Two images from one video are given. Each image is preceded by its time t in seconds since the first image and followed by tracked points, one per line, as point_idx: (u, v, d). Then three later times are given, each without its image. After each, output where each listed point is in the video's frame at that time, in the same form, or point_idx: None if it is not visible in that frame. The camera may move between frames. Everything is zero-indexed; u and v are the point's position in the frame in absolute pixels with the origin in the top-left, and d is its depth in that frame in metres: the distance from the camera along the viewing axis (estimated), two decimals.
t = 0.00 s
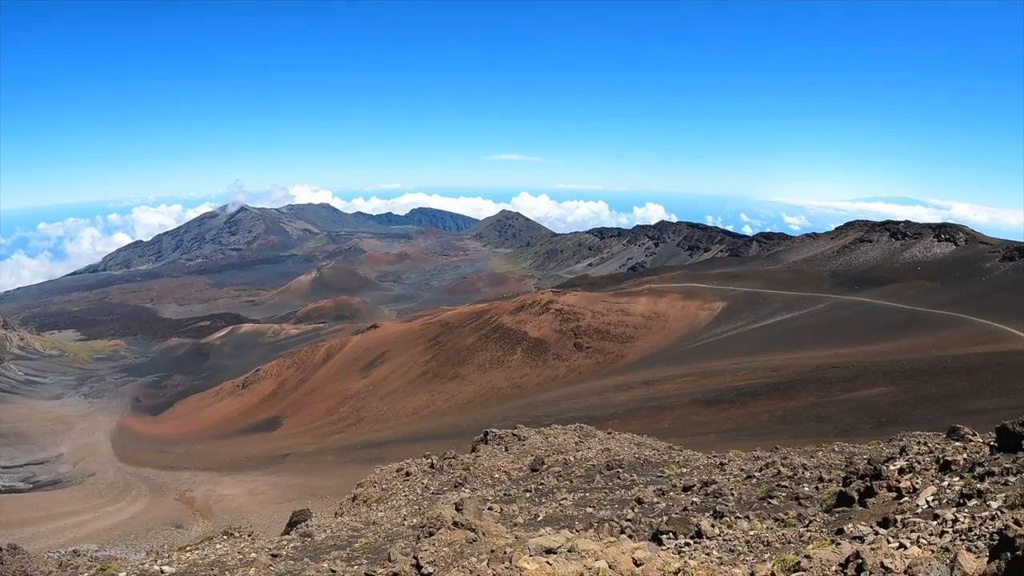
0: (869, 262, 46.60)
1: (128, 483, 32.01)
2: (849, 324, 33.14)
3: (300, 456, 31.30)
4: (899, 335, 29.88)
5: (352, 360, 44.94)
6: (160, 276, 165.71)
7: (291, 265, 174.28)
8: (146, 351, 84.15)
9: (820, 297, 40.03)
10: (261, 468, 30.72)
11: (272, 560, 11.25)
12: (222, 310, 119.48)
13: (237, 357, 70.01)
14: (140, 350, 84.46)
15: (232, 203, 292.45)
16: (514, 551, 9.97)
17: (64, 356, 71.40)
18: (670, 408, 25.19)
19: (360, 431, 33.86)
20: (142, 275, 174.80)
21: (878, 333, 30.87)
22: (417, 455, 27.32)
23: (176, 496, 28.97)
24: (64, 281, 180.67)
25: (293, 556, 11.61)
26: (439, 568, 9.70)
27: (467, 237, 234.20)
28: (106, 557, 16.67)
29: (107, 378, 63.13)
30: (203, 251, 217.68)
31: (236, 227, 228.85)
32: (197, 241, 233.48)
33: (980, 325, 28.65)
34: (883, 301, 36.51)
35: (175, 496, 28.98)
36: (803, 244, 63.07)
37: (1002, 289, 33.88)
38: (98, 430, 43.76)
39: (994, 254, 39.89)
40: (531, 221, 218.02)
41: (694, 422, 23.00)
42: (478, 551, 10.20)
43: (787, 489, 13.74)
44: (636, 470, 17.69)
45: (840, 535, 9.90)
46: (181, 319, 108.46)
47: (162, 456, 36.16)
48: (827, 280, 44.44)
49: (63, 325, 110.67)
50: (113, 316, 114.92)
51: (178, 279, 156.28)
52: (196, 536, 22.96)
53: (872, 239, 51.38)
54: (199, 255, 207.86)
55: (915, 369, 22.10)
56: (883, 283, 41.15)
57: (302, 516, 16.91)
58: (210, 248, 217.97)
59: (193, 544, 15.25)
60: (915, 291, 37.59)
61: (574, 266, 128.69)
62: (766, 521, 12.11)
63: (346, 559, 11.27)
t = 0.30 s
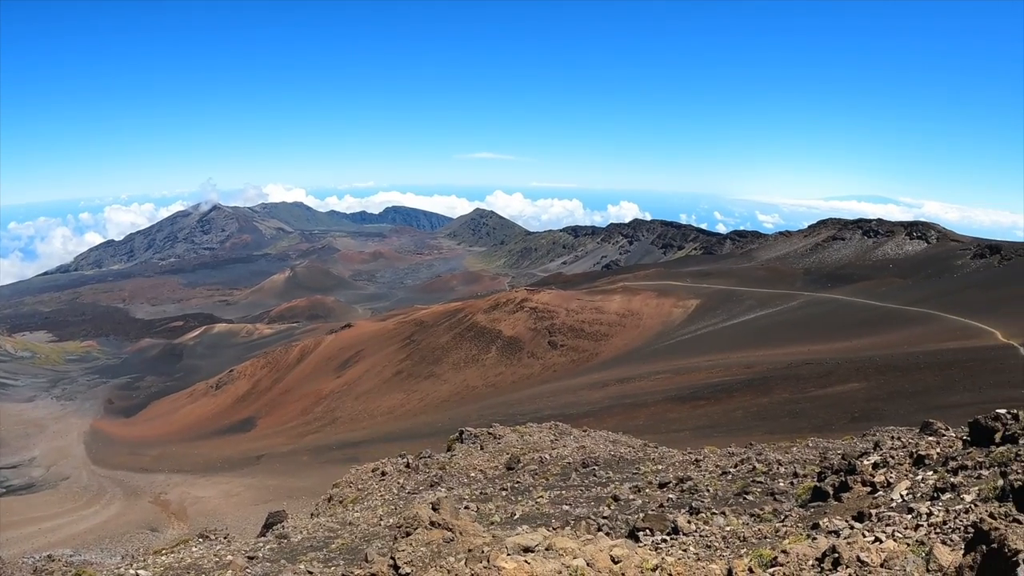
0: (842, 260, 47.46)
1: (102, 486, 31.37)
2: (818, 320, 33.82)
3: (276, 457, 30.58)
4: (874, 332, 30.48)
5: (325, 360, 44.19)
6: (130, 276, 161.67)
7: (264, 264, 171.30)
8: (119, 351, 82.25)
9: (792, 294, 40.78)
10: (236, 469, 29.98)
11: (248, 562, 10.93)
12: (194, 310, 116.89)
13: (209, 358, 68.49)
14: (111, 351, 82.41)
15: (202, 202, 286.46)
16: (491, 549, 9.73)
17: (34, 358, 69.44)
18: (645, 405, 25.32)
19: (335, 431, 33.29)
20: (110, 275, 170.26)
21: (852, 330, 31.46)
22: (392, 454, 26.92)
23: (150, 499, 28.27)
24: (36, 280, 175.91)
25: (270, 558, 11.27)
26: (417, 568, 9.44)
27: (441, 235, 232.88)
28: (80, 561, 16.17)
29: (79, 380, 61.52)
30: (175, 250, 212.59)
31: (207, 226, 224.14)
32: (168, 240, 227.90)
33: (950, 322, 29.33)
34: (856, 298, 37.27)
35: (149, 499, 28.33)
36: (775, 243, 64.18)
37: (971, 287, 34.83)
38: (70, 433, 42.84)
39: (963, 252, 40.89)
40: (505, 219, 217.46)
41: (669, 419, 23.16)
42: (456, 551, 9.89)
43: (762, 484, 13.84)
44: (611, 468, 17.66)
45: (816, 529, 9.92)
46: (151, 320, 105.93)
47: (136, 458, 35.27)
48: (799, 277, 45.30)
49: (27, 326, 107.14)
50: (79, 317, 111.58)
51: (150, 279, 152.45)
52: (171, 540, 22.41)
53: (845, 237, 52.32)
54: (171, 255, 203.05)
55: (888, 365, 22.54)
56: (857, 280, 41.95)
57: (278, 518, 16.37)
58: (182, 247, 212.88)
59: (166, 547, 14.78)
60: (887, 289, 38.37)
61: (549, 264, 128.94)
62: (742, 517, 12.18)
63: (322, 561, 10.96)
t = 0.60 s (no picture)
0: (823, 259, 48.14)
1: (82, 489, 30.84)
2: (796, 319, 34.28)
3: (257, 457, 30.02)
4: (854, 330, 30.93)
5: (305, 360, 43.59)
6: (107, 276, 158.69)
7: (244, 263, 169.07)
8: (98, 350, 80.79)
9: (771, 293, 41.30)
10: (217, 470, 29.43)
11: (230, 564, 10.70)
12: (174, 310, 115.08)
13: (188, 358, 67.36)
14: (88, 351, 80.90)
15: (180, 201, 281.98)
16: (474, 549, 9.54)
17: (9, 359, 67.99)
18: (625, 404, 25.38)
19: (316, 431, 32.84)
20: (86, 275, 166.92)
21: (832, 328, 31.90)
22: (372, 455, 26.60)
23: (131, 501, 27.82)
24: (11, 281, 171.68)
25: (252, 560, 11.06)
26: (399, 568, 9.26)
27: (422, 234, 231.73)
28: (60, 564, 15.84)
29: (57, 382, 60.41)
30: (155, 250, 208.75)
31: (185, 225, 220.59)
32: (147, 240, 223.45)
33: (930, 320, 29.89)
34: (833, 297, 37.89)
35: (130, 501, 27.83)
36: (756, 242, 64.91)
37: (949, 286, 35.58)
38: (48, 435, 42.30)
39: (942, 251, 41.67)
40: (485, 219, 217.07)
41: (649, 418, 23.25)
42: (438, 551, 9.66)
43: (744, 482, 13.89)
44: (593, 466, 17.63)
45: (798, 526, 9.94)
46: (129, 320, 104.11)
47: (115, 460, 34.61)
48: (779, 276, 45.91)
49: None
50: (54, 317, 109.23)
51: (129, 279, 149.37)
52: (151, 542, 22.02)
53: (824, 236, 53.07)
54: (149, 255, 199.18)
55: (867, 363, 22.90)
56: (836, 279, 42.59)
57: (260, 519, 16.06)
58: (161, 246, 208.95)
59: (147, 550, 14.46)
60: (867, 288, 38.99)
61: (530, 263, 128.96)
62: (723, 514, 12.21)
63: (304, 562, 10.73)
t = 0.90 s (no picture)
0: (807, 258, 48.66)
1: (65, 492, 30.25)
2: (779, 318, 34.61)
3: (243, 458, 29.60)
4: (838, 328, 31.29)
5: (289, 361, 43.11)
6: (87, 277, 155.90)
7: (227, 263, 167.00)
8: (79, 351, 79.27)
9: (754, 292, 41.67)
10: (202, 472, 28.99)
11: (215, 566, 10.51)
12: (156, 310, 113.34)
13: (171, 359, 66.33)
14: (68, 352, 79.35)
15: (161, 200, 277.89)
16: (461, 548, 9.41)
17: None
18: (611, 403, 25.43)
19: (301, 432, 32.48)
20: (65, 276, 163.70)
21: (817, 327, 32.25)
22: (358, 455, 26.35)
23: (116, 504, 27.34)
24: None
25: (238, 562, 10.86)
26: (386, 569, 9.12)
27: (407, 233, 230.59)
28: (44, 568, 15.49)
29: (37, 384, 59.18)
30: (139, 250, 205.82)
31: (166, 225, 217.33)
32: (131, 241, 220.26)
33: (914, 319, 30.30)
34: (816, 296, 38.33)
35: (115, 504, 27.39)
36: (740, 241, 65.49)
37: (930, 285, 36.16)
38: (29, 438, 41.39)
39: (926, 250, 42.26)
40: (470, 218, 216.64)
41: (635, 416, 23.33)
42: (425, 551, 9.52)
43: (729, 480, 13.95)
44: (579, 465, 17.61)
45: (783, 523, 9.97)
46: (110, 321, 102.37)
47: (99, 462, 33.98)
48: (762, 275, 46.37)
49: None
50: (32, 318, 106.98)
51: (112, 279, 147.00)
52: (136, 545, 21.65)
53: (809, 235, 53.64)
54: (133, 255, 196.24)
55: (851, 362, 23.19)
56: (820, 278, 43.09)
57: (246, 521, 15.83)
58: (147, 246, 206.48)
59: (132, 553, 14.16)
60: (852, 287, 39.47)
61: (515, 263, 128.88)
62: (709, 513, 12.25)
63: (291, 564, 10.57)
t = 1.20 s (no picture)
0: (792, 257, 49.17)
1: (49, 496, 29.56)
2: (763, 317, 34.90)
3: (229, 460, 29.12)
4: (822, 327, 31.65)
5: (273, 362, 42.58)
6: (66, 279, 152.82)
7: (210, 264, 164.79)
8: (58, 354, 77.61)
9: (739, 291, 42.01)
10: (188, 474, 28.49)
11: (201, 571, 10.30)
12: (138, 312, 111.50)
13: (153, 361, 65.22)
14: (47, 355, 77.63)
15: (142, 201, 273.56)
16: (449, 548, 9.29)
17: None
18: (597, 402, 25.44)
19: (287, 433, 32.07)
20: (44, 278, 160.29)
21: (801, 325, 32.59)
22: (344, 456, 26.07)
23: (101, 508, 26.78)
24: None
25: (225, 566, 10.66)
26: (372, 570, 8.98)
27: (391, 233, 229.27)
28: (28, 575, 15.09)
29: (16, 388, 57.83)
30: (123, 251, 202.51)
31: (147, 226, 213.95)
32: (114, 241, 216.46)
33: (897, 317, 30.73)
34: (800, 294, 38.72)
35: (99, 508, 26.84)
36: (724, 240, 66.02)
37: (911, 283, 36.71)
38: (9, 442, 40.39)
39: (909, 248, 42.87)
40: (454, 218, 215.99)
41: (622, 415, 23.36)
42: (411, 552, 9.39)
43: (715, 478, 13.99)
44: (565, 465, 17.56)
45: (769, 520, 9.99)
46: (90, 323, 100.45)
47: (84, 466, 33.30)
48: (746, 274, 46.77)
49: None
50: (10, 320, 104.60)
51: (94, 281, 144.30)
52: (122, 549, 21.22)
53: (793, 234, 54.24)
54: (115, 257, 192.89)
55: (835, 360, 23.45)
56: (804, 277, 43.58)
57: (232, 523, 15.56)
58: (128, 248, 203.01)
59: (117, 557, 13.84)
60: (836, 285, 39.93)
61: (500, 263, 128.71)
62: (695, 511, 12.25)
63: (277, 567, 10.36)
